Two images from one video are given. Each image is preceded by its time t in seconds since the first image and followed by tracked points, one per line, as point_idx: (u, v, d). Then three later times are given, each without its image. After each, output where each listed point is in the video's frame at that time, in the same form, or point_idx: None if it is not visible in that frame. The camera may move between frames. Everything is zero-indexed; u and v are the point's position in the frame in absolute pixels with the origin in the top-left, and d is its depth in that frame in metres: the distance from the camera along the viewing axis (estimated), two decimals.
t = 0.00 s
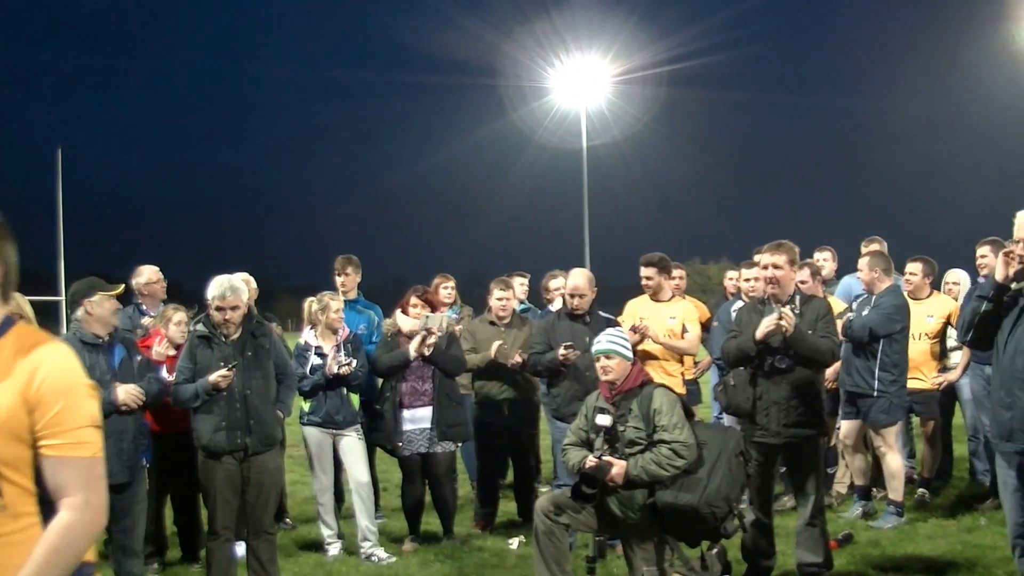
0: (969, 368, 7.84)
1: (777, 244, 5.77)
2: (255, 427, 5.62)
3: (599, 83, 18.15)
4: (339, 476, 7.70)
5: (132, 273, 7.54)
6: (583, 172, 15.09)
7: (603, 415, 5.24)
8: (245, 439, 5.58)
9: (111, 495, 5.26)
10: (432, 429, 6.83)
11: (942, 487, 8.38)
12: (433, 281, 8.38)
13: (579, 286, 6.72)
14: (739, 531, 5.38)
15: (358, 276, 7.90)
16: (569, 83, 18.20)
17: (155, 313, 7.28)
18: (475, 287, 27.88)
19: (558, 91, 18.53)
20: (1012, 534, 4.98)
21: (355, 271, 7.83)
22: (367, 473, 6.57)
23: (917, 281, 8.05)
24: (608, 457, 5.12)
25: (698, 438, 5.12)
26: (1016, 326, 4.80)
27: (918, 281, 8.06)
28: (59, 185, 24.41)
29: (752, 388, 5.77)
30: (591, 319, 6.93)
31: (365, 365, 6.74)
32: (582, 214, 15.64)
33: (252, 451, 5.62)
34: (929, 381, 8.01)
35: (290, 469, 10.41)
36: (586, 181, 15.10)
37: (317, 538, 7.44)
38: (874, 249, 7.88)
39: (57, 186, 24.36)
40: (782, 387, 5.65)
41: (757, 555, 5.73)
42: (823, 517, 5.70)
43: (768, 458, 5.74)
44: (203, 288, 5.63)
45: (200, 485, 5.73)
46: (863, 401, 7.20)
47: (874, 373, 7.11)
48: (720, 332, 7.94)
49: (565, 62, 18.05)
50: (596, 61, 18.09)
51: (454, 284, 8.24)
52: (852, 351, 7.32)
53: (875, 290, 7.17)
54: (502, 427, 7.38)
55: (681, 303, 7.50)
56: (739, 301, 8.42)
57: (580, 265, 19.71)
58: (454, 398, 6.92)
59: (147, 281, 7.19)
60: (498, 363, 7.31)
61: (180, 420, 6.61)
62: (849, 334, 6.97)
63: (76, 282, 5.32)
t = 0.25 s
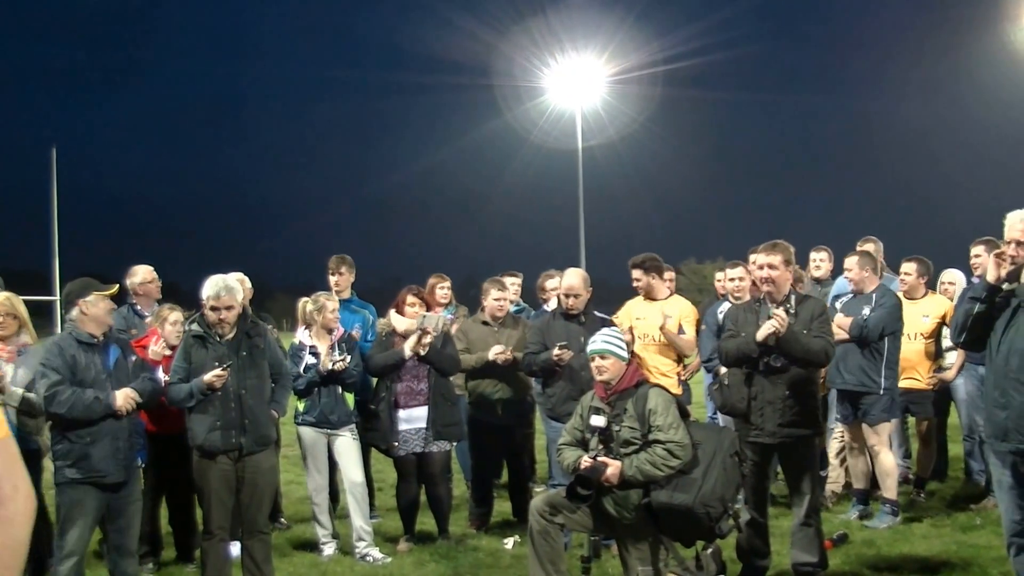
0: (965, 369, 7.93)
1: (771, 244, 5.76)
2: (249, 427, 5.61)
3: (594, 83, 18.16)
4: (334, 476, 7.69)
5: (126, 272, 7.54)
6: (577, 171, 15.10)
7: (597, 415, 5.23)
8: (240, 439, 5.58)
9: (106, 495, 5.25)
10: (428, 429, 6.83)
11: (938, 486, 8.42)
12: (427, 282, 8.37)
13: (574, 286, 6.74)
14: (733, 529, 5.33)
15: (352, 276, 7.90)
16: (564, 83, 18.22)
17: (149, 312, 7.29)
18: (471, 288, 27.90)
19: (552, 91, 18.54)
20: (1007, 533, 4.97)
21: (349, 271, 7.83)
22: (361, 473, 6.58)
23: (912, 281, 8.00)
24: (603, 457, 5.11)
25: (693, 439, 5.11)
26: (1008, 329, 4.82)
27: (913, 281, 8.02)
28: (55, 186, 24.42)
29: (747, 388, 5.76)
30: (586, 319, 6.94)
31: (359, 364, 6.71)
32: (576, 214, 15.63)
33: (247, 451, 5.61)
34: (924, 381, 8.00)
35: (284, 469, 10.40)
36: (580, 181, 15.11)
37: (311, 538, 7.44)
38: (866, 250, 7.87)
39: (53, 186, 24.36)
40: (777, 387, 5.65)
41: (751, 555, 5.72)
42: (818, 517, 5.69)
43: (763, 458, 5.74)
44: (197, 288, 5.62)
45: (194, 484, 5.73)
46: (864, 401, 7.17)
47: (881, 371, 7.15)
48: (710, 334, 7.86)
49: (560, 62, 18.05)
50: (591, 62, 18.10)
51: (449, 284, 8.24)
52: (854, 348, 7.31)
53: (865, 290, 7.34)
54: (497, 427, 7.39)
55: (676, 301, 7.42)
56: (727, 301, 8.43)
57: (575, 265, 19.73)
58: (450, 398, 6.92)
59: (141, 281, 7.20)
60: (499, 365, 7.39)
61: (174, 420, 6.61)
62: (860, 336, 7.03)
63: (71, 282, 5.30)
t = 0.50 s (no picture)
0: (962, 369, 7.89)
1: (767, 244, 5.75)
2: (245, 427, 5.60)
3: (589, 82, 18.17)
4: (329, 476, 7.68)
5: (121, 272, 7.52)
6: (572, 171, 15.10)
7: (593, 415, 5.22)
8: (235, 438, 5.57)
9: (101, 494, 5.24)
10: (424, 428, 6.83)
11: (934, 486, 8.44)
12: (423, 281, 8.36)
13: (570, 286, 6.71)
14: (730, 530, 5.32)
15: (347, 275, 7.89)
16: (559, 83, 18.22)
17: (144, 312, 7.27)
18: (466, 287, 27.89)
19: (548, 91, 18.54)
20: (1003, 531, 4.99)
21: (344, 271, 7.82)
22: (356, 473, 6.56)
23: (908, 281, 8.02)
24: (599, 457, 5.10)
25: (690, 438, 5.11)
26: (1002, 329, 4.83)
27: (909, 281, 8.03)
28: (50, 185, 24.36)
29: (743, 387, 5.77)
30: (582, 318, 6.93)
31: (355, 362, 6.69)
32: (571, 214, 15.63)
33: (243, 450, 5.60)
34: (920, 380, 8.04)
35: (279, 469, 10.39)
36: (575, 181, 15.10)
37: (306, 538, 7.43)
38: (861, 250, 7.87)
39: (47, 185, 24.30)
40: (773, 387, 5.65)
41: (747, 555, 5.73)
42: (814, 516, 5.70)
43: (758, 458, 5.74)
44: (193, 287, 5.60)
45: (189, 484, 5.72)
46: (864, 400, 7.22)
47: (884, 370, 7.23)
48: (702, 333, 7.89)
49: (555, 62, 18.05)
50: (586, 61, 18.11)
51: (445, 284, 8.23)
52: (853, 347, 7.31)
53: (854, 291, 7.39)
54: (492, 426, 7.38)
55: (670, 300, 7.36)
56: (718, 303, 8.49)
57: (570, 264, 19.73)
58: (446, 398, 6.92)
59: (135, 280, 7.19)
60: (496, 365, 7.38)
61: (169, 420, 6.59)
62: (872, 336, 7.13)
63: (66, 282, 5.28)
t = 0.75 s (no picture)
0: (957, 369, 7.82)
1: (762, 244, 5.75)
2: (241, 427, 5.59)
3: (586, 82, 18.18)
4: (326, 476, 7.67)
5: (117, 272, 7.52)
6: (569, 172, 15.10)
7: (590, 415, 5.22)
8: (231, 438, 5.56)
9: (95, 496, 5.23)
10: (422, 428, 6.83)
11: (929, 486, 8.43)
12: (419, 281, 8.36)
13: (566, 285, 6.72)
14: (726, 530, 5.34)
15: (343, 276, 7.90)
16: (557, 83, 18.23)
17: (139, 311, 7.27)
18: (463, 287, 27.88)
19: (545, 91, 18.54)
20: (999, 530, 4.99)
21: (340, 271, 7.82)
22: (352, 473, 6.55)
23: (904, 281, 8.06)
24: (595, 457, 5.10)
25: (686, 438, 5.11)
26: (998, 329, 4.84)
27: (905, 281, 8.08)
28: (46, 185, 24.33)
29: (739, 387, 5.77)
30: (578, 318, 6.93)
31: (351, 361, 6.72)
32: (567, 214, 15.62)
33: (239, 450, 5.59)
34: (916, 380, 8.07)
35: (275, 469, 10.38)
36: (572, 181, 15.11)
37: (303, 538, 7.42)
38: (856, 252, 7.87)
39: (44, 185, 24.27)
40: (769, 386, 5.65)
41: (744, 555, 5.72)
42: (810, 516, 5.69)
43: (755, 458, 5.74)
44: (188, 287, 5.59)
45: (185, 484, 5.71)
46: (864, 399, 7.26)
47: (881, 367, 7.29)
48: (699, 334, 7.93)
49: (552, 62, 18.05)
50: (583, 61, 18.12)
51: (441, 284, 8.23)
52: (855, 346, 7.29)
53: (847, 289, 7.44)
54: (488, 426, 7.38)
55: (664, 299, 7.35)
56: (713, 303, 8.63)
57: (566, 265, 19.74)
58: (444, 397, 6.92)
59: (131, 280, 7.20)
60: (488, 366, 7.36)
61: (166, 420, 6.60)
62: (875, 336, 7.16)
63: (62, 282, 5.27)
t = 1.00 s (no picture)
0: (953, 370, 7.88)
1: (757, 244, 5.72)
2: (238, 427, 5.59)
3: (583, 82, 18.18)
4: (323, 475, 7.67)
5: (113, 272, 7.50)
6: (566, 172, 15.10)
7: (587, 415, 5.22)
8: (228, 438, 5.55)
9: (89, 497, 5.22)
10: (419, 428, 6.83)
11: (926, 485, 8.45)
12: (416, 281, 8.35)
13: (563, 285, 6.75)
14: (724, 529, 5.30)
15: (341, 276, 7.89)
16: (553, 83, 18.22)
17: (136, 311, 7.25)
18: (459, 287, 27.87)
19: (542, 91, 18.54)
20: (995, 529, 5.00)
21: (338, 271, 7.81)
22: (350, 473, 6.55)
23: (902, 281, 8.08)
24: (593, 457, 5.10)
25: (684, 438, 5.11)
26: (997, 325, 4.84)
27: (903, 281, 8.10)
28: (41, 184, 24.27)
29: (736, 387, 5.77)
30: (575, 318, 6.93)
31: (347, 360, 6.70)
32: (563, 214, 15.62)
33: (236, 450, 5.59)
34: (912, 379, 8.07)
35: (271, 469, 10.36)
36: (569, 181, 15.10)
37: (300, 538, 7.42)
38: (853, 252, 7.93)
39: (39, 184, 24.20)
40: (766, 386, 5.66)
41: (741, 554, 5.73)
42: (807, 516, 5.71)
43: (752, 458, 5.75)
44: (185, 287, 5.58)
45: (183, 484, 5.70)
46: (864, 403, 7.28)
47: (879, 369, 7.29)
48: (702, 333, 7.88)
49: (548, 62, 18.04)
50: (580, 61, 18.12)
51: (438, 284, 8.23)
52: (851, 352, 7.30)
53: (846, 290, 7.38)
54: (486, 426, 7.39)
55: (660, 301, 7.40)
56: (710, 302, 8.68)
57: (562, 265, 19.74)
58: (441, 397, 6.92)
59: (127, 279, 7.17)
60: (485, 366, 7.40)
61: (163, 421, 6.58)
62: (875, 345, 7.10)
63: (61, 282, 5.27)
